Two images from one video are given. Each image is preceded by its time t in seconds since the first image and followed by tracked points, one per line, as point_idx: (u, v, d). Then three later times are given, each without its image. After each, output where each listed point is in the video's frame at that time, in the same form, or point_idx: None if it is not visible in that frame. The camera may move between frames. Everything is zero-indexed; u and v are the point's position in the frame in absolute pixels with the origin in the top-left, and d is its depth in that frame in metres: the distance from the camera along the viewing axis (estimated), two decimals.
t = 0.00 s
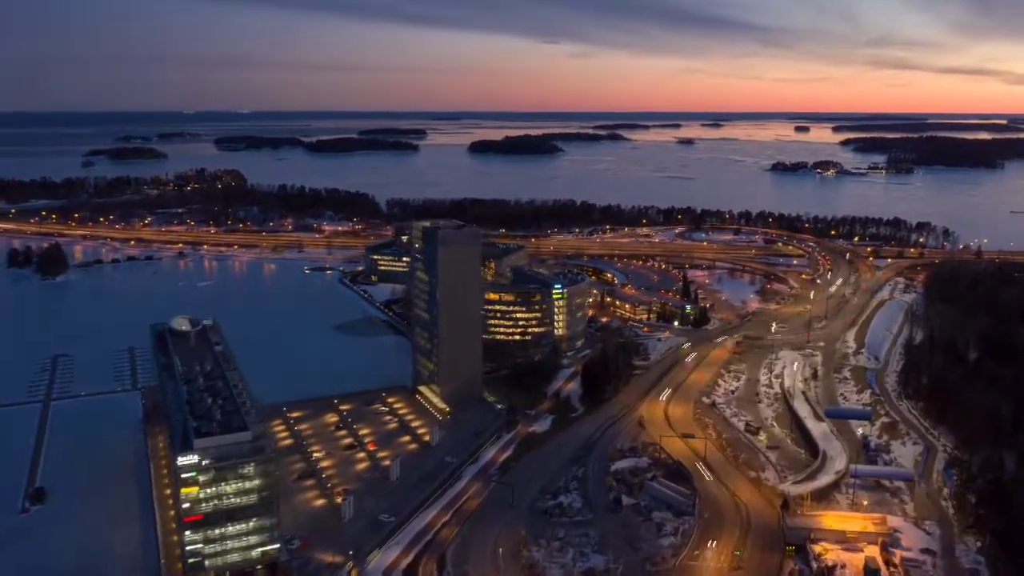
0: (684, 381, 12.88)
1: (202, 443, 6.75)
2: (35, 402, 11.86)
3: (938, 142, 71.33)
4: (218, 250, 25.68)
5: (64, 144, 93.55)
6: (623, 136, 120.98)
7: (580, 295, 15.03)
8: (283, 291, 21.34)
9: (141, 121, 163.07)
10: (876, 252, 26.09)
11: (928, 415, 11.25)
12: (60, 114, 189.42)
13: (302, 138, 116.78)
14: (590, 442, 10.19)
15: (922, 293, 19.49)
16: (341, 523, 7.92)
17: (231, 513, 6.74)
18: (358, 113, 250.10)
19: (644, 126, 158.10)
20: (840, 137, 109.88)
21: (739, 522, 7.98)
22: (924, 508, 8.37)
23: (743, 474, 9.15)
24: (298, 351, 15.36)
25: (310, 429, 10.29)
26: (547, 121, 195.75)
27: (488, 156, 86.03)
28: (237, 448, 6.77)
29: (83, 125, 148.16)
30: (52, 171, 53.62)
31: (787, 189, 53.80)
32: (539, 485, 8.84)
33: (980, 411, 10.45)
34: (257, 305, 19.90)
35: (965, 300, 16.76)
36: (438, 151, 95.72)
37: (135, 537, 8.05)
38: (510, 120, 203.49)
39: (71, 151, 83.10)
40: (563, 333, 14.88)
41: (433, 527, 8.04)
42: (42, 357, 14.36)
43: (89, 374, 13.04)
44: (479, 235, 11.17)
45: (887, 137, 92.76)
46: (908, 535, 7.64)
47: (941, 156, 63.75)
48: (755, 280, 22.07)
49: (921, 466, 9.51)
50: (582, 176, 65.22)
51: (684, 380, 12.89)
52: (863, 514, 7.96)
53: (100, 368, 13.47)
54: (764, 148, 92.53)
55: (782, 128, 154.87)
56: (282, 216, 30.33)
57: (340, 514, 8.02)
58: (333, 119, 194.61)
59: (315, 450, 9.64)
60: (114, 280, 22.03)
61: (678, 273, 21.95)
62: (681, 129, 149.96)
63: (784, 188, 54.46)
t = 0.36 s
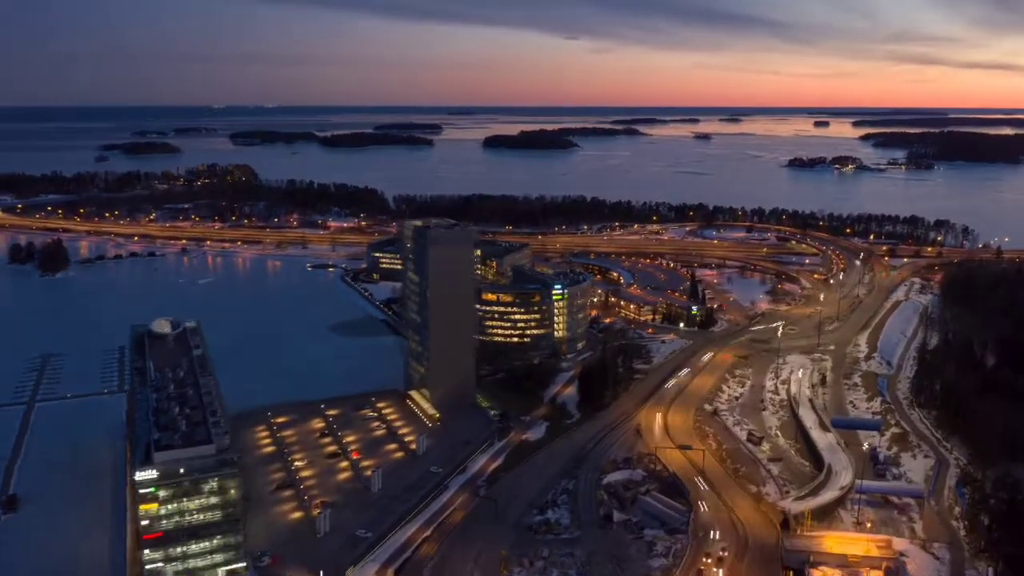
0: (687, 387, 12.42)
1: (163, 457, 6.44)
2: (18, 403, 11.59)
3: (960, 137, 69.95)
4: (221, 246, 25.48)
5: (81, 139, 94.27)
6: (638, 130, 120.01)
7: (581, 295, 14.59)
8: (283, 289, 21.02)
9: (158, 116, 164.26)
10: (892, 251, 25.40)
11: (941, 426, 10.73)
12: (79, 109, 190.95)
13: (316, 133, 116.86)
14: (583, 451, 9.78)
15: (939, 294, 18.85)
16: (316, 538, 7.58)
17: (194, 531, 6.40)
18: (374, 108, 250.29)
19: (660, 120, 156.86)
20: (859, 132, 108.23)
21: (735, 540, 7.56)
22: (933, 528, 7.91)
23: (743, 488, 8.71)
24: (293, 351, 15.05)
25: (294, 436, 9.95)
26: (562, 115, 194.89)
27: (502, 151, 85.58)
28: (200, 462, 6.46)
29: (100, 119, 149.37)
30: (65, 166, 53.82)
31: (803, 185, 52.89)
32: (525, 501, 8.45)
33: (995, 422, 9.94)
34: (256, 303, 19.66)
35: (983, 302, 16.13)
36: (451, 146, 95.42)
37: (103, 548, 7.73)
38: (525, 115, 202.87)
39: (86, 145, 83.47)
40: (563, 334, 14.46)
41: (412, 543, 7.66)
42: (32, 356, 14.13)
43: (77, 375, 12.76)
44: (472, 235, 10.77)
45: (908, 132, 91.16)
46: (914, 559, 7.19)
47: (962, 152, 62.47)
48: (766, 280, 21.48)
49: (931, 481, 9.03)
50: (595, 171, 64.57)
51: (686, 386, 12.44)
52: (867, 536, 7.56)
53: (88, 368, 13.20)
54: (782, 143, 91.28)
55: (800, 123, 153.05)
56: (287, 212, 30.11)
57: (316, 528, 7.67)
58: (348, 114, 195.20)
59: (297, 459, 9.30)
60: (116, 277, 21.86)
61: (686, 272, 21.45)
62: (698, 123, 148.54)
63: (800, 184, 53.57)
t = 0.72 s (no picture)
0: (688, 392, 12.06)
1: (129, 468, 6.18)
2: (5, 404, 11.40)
3: (979, 133, 68.73)
4: (224, 243, 25.34)
5: (95, 134, 94.79)
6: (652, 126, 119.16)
7: (582, 296, 14.25)
8: (285, 288, 20.82)
9: (172, 111, 165.16)
10: (906, 250, 24.84)
11: (952, 436, 10.31)
12: (95, 105, 192.40)
13: (328, 128, 116.96)
14: (578, 460, 9.46)
15: (953, 295, 18.34)
16: (293, 551, 7.31)
17: (160, 546, 6.12)
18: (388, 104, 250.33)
19: (674, 116, 155.76)
20: (876, 128, 106.87)
21: (730, 558, 7.22)
22: (940, 547, 7.53)
23: (741, 501, 8.35)
24: (287, 352, 14.83)
25: (280, 440, 9.68)
26: (575, 110, 194.16)
27: (513, 147, 85.19)
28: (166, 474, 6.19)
29: (115, 114, 150.28)
30: (77, 161, 54.14)
31: (817, 182, 52.19)
32: (513, 512, 8.13)
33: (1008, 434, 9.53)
34: (256, 302, 19.47)
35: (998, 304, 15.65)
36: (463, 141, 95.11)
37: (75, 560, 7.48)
38: (538, 110, 202.30)
39: (100, 140, 83.94)
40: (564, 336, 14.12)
41: (393, 557, 7.35)
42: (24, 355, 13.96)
43: (67, 376, 12.57)
44: (466, 235, 10.44)
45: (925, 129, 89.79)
46: None
47: (981, 149, 61.41)
48: (775, 279, 21.03)
49: (940, 495, 8.65)
50: (606, 167, 64.10)
51: (687, 391, 12.07)
52: (869, 555, 7.21)
53: (79, 368, 13.00)
54: (796, 139, 90.23)
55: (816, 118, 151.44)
56: (292, 209, 29.96)
57: (294, 540, 7.40)
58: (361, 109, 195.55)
59: (281, 466, 9.03)
60: (119, 275, 21.78)
61: (693, 271, 21.04)
62: (712, 119, 147.29)
63: (814, 181, 52.89)
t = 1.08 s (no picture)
0: (688, 397, 11.70)
1: (92, 479, 5.93)
2: None
3: (999, 129, 67.45)
4: (228, 240, 25.23)
5: (110, 129, 95.42)
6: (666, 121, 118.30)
7: (583, 297, 13.91)
8: (286, 286, 20.61)
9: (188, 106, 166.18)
10: (921, 249, 24.25)
11: (962, 446, 9.91)
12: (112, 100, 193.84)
13: (342, 123, 117.10)
14: (570, 469, 9.13)
15: (967, 297, 17.82)
16: (268, 565, 7.04)
17: (123, 561, 5.87)
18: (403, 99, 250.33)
19: (688, 111, 154.51)
20: (894, 124, 105.41)
21: None
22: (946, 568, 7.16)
23: (738, 515, 8.00)
24: (283, 352, 14.63)
25: (266, 446, 9.41)
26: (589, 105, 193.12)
27: (525, 142, 84.76)
28: (130, 486, 5.94)
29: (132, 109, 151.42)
30: (91, 157, 54.48)
31: (832, 179, 51.46)
32: (499, 526, 7.82)
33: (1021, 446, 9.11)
34: (256, 300, 19.30)
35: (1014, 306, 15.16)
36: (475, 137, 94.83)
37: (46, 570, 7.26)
38: (552, 105, 201.47)
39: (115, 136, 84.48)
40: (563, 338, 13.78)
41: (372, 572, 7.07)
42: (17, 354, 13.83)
43: (58, 376, 12.40)
44: (457, 236, 10.18)
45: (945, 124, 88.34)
46: None
47: (1000, 145, 60.26)
48: (784, 279, 20.55)
49: (948, 510, 8.27)
50: (618, 163, 63.60)
51: (688, 397, 11.71)
52: None
53: (70, 368, 12.83)
54: (812, 135, 89.12)
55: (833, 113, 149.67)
56: (298, 205, 29.84)
57: (269, 554, 7.13)
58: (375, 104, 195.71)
59: (265, 472, 8.76)
60: (120, 272, 21.68)
61: (700, 270, 20.64)
62: (730, 114, 145.62)
63: (829, 178, 52.12)
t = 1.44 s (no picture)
0: (689, 403, 11.32)
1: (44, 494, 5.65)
2: None
3: None
4: (233, 236, 25.12)
5: (128, 123, 96.14)
6: (683, 115, 117.20)
7: (584, 297, 13.54)
8: (286, 283, 20.37)
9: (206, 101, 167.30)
10: (939, 249, 23.58)
11: (974, 458, 9.48)
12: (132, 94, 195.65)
13: (357, 118, 117.25)
14: (562, 480, 8.80)
15: (986, 299, 17.24)
16: None
17: None
18: (419, 93, 250.01)
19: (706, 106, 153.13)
20: (916, 119, 103.63)
21: None
22: None
23: (734, 532, 7.63)
24: (279, 352, 14.43)
25: (249, 451, 9.13)
26: (606, 99, 192.14)
27: (540, 137, 84.30)
28: (84, 501, 5.68)
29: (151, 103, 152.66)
30: (107, 151, 54.78)
31: (850, 175, 50.57)
32: (481, 542, 7.52)
33: None
34: (257, 297, 19.13)
35: None
36: (490, 131, 94.45)
37: None
38: (569, 99, 200.59)
39: (131, 130, 85.04)
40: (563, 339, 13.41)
41: None
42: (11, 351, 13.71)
43: (47, 373, 12.24)
44: (447, 235, 9.87)
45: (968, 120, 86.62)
46: None
47: None
48: (796, 279, 20.04)
49: (956, 529, 7.87)
50: (633, 158, 63.00)
51: (689, 403, 11.33)
52: None
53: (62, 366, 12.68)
54: (831, 130, 87.79)
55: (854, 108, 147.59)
56: (306, 201, 29.71)
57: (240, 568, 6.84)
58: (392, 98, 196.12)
59: (245, 479, 8.47)
60: (122, 267, 21.58)
61: (709, 269, 20.19)
62: (749, 109, 144.02)
63: (847, 174, 51.22)
